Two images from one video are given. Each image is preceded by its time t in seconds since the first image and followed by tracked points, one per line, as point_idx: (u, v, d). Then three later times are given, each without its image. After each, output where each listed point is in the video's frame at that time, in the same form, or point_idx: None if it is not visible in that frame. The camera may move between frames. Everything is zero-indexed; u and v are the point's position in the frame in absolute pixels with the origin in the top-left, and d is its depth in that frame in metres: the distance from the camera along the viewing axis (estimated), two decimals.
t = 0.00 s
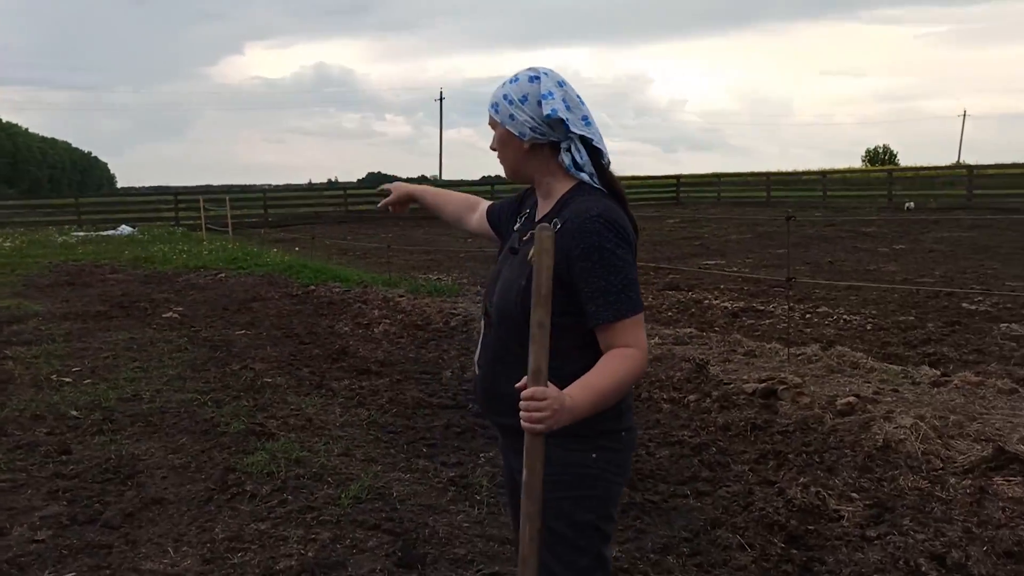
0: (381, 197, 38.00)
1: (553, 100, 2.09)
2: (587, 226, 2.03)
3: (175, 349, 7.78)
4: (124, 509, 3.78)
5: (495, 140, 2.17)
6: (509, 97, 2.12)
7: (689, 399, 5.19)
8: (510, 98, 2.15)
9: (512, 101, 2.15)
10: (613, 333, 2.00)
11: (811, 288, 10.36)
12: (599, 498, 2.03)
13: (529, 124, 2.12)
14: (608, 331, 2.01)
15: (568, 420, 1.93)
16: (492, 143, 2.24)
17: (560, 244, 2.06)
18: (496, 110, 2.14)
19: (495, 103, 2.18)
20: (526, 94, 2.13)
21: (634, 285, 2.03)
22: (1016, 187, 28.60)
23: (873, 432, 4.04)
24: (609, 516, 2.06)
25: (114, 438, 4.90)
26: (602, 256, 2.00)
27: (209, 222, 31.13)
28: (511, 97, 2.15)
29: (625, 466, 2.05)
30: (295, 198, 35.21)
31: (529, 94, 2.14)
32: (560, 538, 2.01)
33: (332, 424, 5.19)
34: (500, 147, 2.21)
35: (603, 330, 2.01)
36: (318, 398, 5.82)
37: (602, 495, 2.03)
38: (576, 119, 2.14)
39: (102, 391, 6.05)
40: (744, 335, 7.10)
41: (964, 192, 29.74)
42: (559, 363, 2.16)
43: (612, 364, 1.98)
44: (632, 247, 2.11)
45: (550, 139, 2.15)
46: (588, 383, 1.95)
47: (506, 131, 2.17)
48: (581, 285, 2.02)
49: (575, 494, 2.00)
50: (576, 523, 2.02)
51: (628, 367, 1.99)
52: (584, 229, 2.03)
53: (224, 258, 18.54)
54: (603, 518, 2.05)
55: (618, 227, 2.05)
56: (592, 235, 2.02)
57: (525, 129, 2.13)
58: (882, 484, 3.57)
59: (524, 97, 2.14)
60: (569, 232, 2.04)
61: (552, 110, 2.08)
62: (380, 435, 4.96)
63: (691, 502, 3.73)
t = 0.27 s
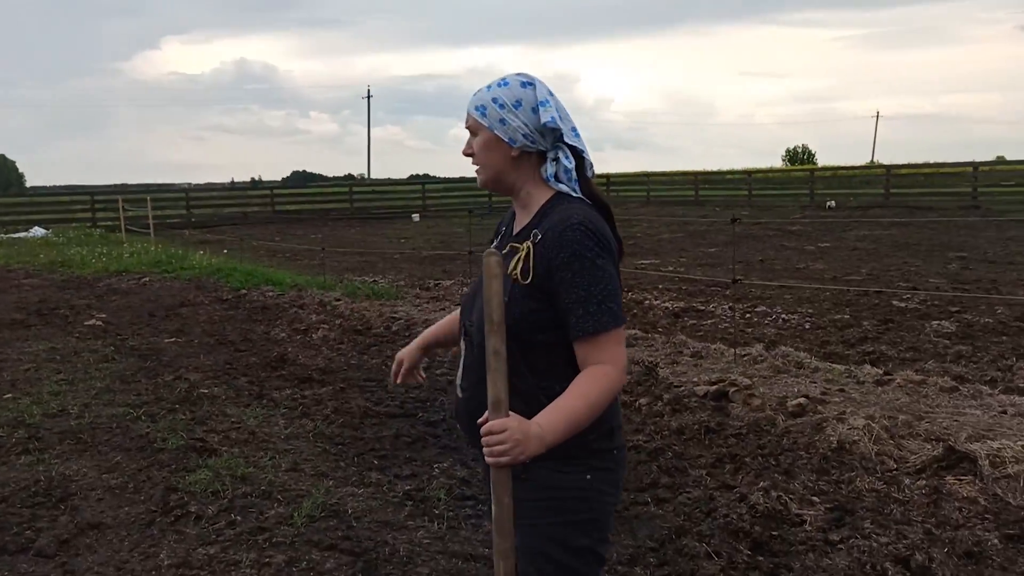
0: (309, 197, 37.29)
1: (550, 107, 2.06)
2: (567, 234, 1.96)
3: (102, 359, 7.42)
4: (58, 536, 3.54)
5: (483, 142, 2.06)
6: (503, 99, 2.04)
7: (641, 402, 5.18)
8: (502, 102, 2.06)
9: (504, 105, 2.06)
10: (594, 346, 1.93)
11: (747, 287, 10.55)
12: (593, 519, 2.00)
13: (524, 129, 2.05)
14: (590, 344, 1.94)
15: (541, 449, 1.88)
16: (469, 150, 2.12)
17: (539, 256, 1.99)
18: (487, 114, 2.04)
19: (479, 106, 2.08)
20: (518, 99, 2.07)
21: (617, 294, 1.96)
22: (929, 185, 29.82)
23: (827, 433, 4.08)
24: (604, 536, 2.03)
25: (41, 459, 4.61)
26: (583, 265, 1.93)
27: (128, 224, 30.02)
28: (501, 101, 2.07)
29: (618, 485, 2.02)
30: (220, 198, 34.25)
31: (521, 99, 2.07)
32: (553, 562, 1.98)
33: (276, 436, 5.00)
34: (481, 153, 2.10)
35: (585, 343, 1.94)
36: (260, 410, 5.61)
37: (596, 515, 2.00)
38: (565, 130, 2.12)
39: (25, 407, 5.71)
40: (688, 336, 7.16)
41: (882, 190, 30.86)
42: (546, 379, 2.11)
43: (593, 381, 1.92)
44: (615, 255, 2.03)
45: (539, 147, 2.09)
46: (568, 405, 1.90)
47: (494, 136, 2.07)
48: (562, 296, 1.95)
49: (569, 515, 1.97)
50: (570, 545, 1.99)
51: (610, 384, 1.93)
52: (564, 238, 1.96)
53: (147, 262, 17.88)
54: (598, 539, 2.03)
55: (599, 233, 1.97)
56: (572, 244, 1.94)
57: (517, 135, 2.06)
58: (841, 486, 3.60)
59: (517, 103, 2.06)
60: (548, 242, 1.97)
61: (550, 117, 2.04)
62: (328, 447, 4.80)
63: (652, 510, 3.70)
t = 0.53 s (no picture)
0: (285, 200, 37.03)
1: (574, 118, 2.06)
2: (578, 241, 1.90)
3: (84, 365, 7.30)
4: (53, 550, 3.47)
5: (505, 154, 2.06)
6: (526, 109, 2.04)
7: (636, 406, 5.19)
8: (526, 111, 2.06)
9: (529, 114, 2.06)
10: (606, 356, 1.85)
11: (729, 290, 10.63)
12: (604, 532, 1.94)
13: (547, 140, 2.05)
14: (602, 354, 1.87)
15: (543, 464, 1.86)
16: (492, 160, 2.12)
17: (552, 265, 1.92)
18: (513, 123, 2.03)
19: (502, 116, 2.07)
20: (542, 110, 2.07)
21: (631, 302, 1.88)
22: (902, 187, 30.27)
23: (826, 437, 4.11)
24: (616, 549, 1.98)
25: (29, 470, 4.52)
26: (594, 272, 1.86)
27: (101, 227, 29.63)
28: (524, 111, 2.06)
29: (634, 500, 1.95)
30: (195, 200, 33.90)
31: (545, 109, 2.07)
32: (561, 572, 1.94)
33: (269, 444, 4.94)
34: (504, 163, 2.10)
35: (598, 352, 1.87)
36: (250, 417, 5.55)
37: (607, 528, 1.95)
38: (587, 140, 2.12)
39: (8, 416, 5.59)
40: (677, 339, 7.19)
41: (855, 193, 31.29)
42: (565, 387, 2.05)
43: (605, 393, 1.85)
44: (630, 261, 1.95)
45: (562, 157, 2.09)
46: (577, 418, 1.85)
47: (517, 146, 2.07)
48: (573, 305, 1.89)
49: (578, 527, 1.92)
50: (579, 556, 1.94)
51: (624, 396, 1.85)
52: (574, 245, 1.89)
53: (123, 265, 17.65)
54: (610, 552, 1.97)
55: (611, 240, 1.90)
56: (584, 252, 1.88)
57: (541, 146, 2.06)
58: (842, 490, 3.62)
59: (540, 113, 2.07)
60: (561, 251, 1.91)
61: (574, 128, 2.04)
62: (323, 454, 4.75)
63: (655, 515, 3.70)
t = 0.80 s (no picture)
0: (285, 201, 36.96)
1: (608, 121, 2.00)
2: (593, 246, 1.88)
3: (91, 368, 7.25)
4: (67, 559, 3.42)
5: (538, 158, 2.01)
6: (559, 113, 1.98)
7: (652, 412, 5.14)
8: (559, 115, 2.00)
9: (562, 118, 1.99)
10: (615, 365, 1.82)
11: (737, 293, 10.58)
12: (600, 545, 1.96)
13: (582, 143, 1.99)
14: (612, 362, 1.84)
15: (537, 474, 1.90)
16: (525, 166, 2.06)
17: (571, 268, 1.92)
18: (548, 128, 1.97)
19: (536, 120, 2.01)
20: (575, 113, 2.01)
21: (645, 311, 1.83)
22: (903, 188, 30.28)
23: (848, 443, 4.06)
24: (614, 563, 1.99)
25: (39, 476, 4.46)
26: (604, 279, 1.83)
27: (99, 228, 29.55)
28: (557, 114, 2.01)
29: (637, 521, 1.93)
30: (194, 200, 33.81)
31: (579, 113, 2.01)
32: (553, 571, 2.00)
33: (281, 449, 4.89)
34: (538, 168, 2.04)
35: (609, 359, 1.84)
36: (261, 421, 5.50)
37: (604, 540, 1.96)
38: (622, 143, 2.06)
39: (15, 420, 5.53)
40: (688, 343, 7.15)
41: (856, 194, 31.29)
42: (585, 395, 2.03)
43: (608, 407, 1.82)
44: (651, 270, 1.90)
45: (596, 161, 2.03)
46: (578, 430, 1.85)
47: (551, 150, 2.01)
48: (585, 310, 1.87)
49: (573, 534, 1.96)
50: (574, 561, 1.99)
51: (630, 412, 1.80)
52: (589, 250, 1.87)
53: (123, 267, 17.57)
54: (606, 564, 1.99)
55: (628, 246, 1.86)
56: (598, 257, 1.86)
57: (575, 150, 2.00)
58: (868, 497, 3.57)
59: (574, 117, 2.00)
60: (579, 255, 1.90)
61: (609, 131, 1.98)
62: (336, 459, 4.70)
63: (677, 522, 3.65)
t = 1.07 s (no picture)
0: (287, 202, 36.95)
1: (612, 117, 1.97)
2: (594, 247, 1.88)
3: (101, 369, 7.22)
4: (88, 562, 3.39)
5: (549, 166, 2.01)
6: (563, 120, 1.98)
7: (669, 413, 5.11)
8: (564, 121, 2.00)
9: (566, 124, 2.00)
10: (608, 368, 1.81)
11: (746, 293, 10.55)
12: (599, 544, 2.02)
13: (589, 145, 1.98)
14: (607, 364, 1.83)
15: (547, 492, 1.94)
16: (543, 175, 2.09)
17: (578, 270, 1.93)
18: (551, 137, 1.99)
19: (545, 130, 2.03)
20: (582, 115, 2.00)
21: (643, 313, 1.80)
22: (906, 188, 30.25)
23: (872, 444, 4.04)
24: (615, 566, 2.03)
25: (55, 477, 4.43)
26: (600, 281, 1.83)
27: (102, 229, 29.55)
28: (563, 120, 2.01)
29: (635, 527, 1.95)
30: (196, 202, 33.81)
31: (584, 115, 2.00)
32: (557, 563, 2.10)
33: (297, 450, 4.86)
34: (555, 177, 2.05)
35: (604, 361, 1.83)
36: (275, 422, 5.47)
37: (604, 542, 2.02)
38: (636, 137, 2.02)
39: (29, 422, 5.50)
40: (701, 343, 7.12)
41: (860, 194, 31.26)
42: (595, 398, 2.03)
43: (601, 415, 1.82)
44: (656, 272, 1.87)
45: (609, 159, 2.01)
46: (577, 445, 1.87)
47: (561, 157, 2.02)
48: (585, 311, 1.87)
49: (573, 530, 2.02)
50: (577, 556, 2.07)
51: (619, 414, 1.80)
52: (591, 251, 1.88)
53: (128, 268, 17.55)
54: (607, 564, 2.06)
55: (630, 247, 1.85)
56: (598, 259, 1.85)
57: (583, 151, 1.99)
58: (896, 499, 3.54)
59: (579, 120, 2.00)
60: (584, 256, 1.90)
61: (613, 128, 1.95)
62: (353, 461, 4.67)
63: (702, 524, 3.62)
